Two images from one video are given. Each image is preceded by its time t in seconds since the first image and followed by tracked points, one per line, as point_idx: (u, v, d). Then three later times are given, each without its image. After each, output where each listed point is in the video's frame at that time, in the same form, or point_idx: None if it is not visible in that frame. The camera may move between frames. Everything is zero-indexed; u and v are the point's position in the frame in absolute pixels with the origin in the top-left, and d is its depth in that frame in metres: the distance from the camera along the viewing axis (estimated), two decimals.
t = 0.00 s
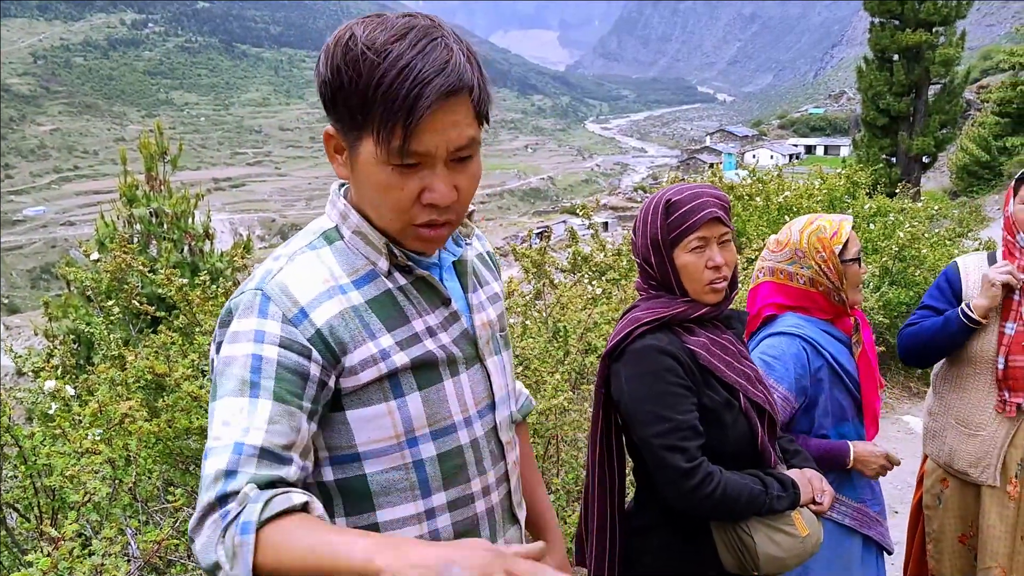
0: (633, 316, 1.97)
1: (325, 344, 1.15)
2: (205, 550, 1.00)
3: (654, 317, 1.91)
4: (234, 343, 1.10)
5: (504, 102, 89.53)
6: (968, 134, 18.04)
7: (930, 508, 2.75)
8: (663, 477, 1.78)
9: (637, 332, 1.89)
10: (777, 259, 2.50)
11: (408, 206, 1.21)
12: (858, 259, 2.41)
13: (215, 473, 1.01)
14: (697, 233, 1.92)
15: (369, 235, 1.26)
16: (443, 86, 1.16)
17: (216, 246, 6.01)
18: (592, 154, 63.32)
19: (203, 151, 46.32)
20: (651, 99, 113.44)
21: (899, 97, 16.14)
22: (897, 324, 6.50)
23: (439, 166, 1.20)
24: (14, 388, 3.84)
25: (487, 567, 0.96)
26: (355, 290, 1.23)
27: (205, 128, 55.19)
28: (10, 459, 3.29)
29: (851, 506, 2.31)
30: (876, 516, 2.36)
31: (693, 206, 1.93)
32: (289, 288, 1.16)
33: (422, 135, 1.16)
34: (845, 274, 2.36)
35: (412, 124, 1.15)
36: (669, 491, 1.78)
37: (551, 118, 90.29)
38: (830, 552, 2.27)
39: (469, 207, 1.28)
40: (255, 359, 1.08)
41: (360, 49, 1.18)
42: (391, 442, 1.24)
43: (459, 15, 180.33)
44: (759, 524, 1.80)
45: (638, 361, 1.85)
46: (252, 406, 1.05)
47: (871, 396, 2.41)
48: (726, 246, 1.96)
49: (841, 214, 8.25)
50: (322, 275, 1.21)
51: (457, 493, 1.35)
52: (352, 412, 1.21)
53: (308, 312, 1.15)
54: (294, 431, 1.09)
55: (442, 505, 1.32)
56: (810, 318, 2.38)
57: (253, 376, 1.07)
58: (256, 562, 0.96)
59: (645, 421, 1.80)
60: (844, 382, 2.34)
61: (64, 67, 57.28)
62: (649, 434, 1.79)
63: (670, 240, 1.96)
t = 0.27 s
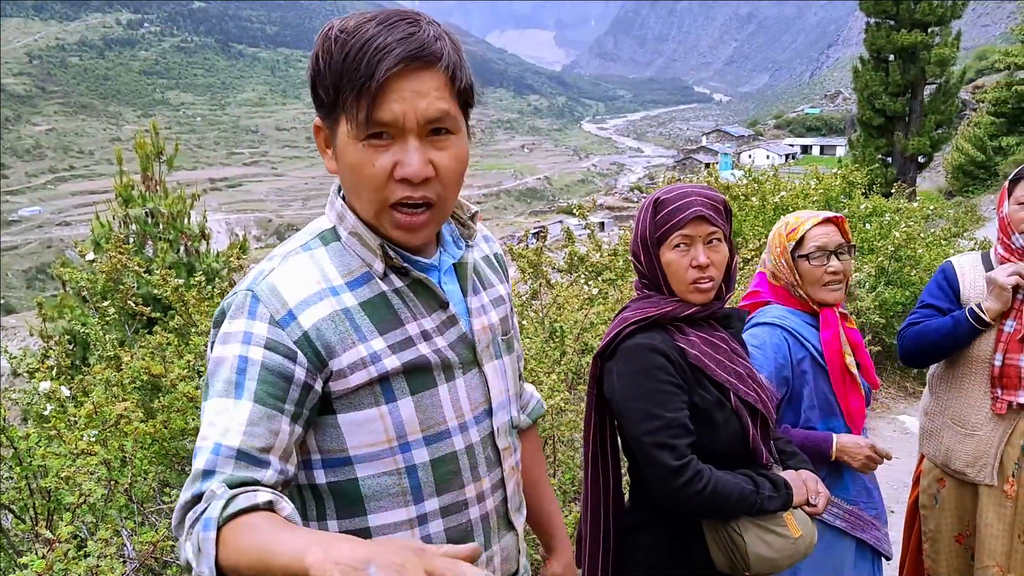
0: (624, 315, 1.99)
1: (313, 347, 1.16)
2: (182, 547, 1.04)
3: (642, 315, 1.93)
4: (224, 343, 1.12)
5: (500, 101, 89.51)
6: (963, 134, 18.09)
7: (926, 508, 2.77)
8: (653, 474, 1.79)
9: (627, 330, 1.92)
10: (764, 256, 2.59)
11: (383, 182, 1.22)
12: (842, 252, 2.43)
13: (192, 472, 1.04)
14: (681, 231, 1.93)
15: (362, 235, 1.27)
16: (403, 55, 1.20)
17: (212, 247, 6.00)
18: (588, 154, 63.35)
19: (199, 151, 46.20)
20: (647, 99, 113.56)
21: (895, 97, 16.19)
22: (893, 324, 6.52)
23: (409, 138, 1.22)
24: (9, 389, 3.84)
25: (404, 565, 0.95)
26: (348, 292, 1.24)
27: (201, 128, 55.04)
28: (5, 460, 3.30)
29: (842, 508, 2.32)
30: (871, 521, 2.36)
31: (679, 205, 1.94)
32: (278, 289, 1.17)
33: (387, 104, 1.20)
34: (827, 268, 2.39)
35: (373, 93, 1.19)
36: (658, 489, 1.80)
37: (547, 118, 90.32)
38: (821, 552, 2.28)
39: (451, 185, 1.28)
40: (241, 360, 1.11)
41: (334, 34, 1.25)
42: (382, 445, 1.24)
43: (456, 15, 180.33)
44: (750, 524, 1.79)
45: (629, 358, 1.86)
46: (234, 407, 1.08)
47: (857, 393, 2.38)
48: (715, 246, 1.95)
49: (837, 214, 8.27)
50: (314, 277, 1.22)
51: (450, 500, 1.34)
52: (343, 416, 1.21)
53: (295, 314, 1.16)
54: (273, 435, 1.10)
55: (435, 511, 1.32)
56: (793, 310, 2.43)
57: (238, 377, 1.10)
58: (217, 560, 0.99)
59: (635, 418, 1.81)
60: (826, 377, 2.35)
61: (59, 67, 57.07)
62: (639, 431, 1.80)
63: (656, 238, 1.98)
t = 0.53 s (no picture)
0: (618, 315, 2.00)
1: (321, 350, 1.15)
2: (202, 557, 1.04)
3: (637, 314, 1.94)
4: (230, 348, 1.12)
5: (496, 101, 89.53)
6: (959, 134, 18.16)
7: (925, 507, 2.79)
8: (646, 472, 1.80)
9: (621, 327, 1.93)
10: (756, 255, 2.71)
11: (395, 169, 1.21)
12: (823, 249, 2.48)
13: (207, 482, 1.05)
14: (675, 234, 1.94)
15: (364, 238, 1.27)
16: (404, 42, 1.22)
17: (209, 247, 5.99)
18: (584, 154, 63.40)
19: (195, 152, 46.10)
20: (644, 99, 113.72)
21: (891, 97, 16.24)
22: (888, 324, 6.55)
23: (417, 123, 1.22)
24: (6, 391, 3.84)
25: (452, 572, 1.01)
26: (352, 294, 1.23)
27: (196, 128, 54.90)
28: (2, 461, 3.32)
29: (831, 507, 2.33)
30: (864, 525, 2.36)
31: (676, 208, 1.95)
32: (282, 293, 1.17)
33: (393, 90, 1.20)
34: (803, 265, 2.45)
35: (379, 81, 1.20)
36: (652, 488, 1.80)
37: (544, 118, 90.32)
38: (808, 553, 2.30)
39: (460, 171, 1.28)
40: (250, 366, 1.10)
41: (329, 30, 1.26)
42: (388, 447, 1.24)
43: (452, 15, 180.34)
44: (741, 523, 1.80)
45: (622, 356, 1.87)
46: (246, 412, 1.09)
47: (834, 386, 2.38)
48: (711, 249, 1.96)
49: (833, 214, 8.29)
50: (318, 280, 1.21)
51: (455, 500, 1.35)
52: (348, 418, 1.21)
53: (301, 318, 1.15)
54: (286, 442, 1.10)
55: (440, 511, 1.33)
56: (773, 303, 2.53)
57: (247, 383, 1.10)
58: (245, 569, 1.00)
59: (627, 415, 1.82)
60: (800, 368, 2.40)
61: (54, 67, 56.83)
62: (631, 428, 1.81)
63: (651, 240, 1.99)
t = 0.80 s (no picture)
0: (612, 316, 2.00)
1: (331, 353, 1.15)
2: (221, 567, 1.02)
3: (632, 317, 1.94)
4: (238, 353, 1.11)
5: (493, 101, 89.53)
6: (954, 134, 18.21)
7: (919, 506, 2.80)
8: (638, 473, 1.81)
9: (616, 328, 1.93)
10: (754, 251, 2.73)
11: (457, 157, 1.26)
12: (814, 246, 2.48)
13: (223, 490, 1.03)
14: (672, 241, 1.93)
15: (370, 239, 1.27)
16: (445, 35, 1.29)
17: (204, 247, 5.97)
18: (581, 154, 63.43)
19: (191, 152, 45.98)
20: (640, 99, 113.83)
21: (886, 96, 16.28)
22: (884, 323, 6.57)
23: (465, 113, 1.29)
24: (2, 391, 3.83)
25: (505, 571, 1.00)
26: (356, 296, 1.23)
27: (192, 128, 54.75)
28: None
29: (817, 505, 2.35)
30: (853, 527, 2.36)
31: (672, 215, 1.93)
32: (291, 296, 1.16)
33: (450, 80, 1.26)
34: (793, 262, 2.47)
35: (437, 72, 1.25)
36: (645, 487, 1.80)
37: (540, 118, 90.30)
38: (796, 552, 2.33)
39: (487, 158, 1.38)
40: (261, 371, 1.09)
41: (362, 25, 1.25)
42: (393, 448, 1.24)
43: (448, 15, 180.23)
44: (736, 522, 1.80)
45: (617, 356, 1.88)
46: (258, 418, 1.07)
47: (819, 381, 2.39)
48: (706, 255, 1.95)
49: (829, 213, 8.32)
50: (324, 282, 1.21)
51: (458, 498, 1.35)
52: (354, 421, 1.20)
53: (311, 321, 1.15)
54: (301, 447, 1.09)
55: (444, 511, 1.33)
56: (765, 298, 2.57)
57: (259, 389, 1.08)
58: None
59: (621, 416, 1.82)
60: (785, 363, 2.43)
61: (49, 66, 56.62)
62: (624, 428, 1.81)
63: (647, 245, 1.98)
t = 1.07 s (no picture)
0: (605, 319, 2.00)
1: (334, 352, 1.14)
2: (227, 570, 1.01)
3: (626, 321, 1.94)
4: (239, 353, 1.10)
5: (489, 102, 89.50)
6: (950, 134, 18.23)
7: (915, 507, 2.80)
8: (632, 476, 1.81)
9: (608, 332, 1.93)
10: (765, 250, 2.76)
11: (465, 161, 1.28)
12: (821, 249, 2.48)
13: (229, 490, 1.02)
14: (667, 251, 1.92)
15: (370, 240, 1.27)
16: (457, 41, 1.30)
17: (200, 248, 5.96)
18: (577, 154, 63.48)
19: (187, 152, 45.88)
20: (636, 99, 113.93)
21: (882, 97, 16.32)
22: (879, 323, 6.58)
23: (472, 118, 1.31)
24: None
25: (519, 561, 0.97)
26: (356, 297, 1.23)
27: (188, 128, 54.64)
28: None
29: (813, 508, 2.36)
30: (848, 531, 2.37)
31: (668, 225, 1.91)
32: (293, 296, 1.15)
33: (463, 86, 1.28)
34: (799, 262, 2.49)
35: (450, 76, 1.26)
36: (639, 490, 1.80)
37: (537, 118, 90.33)
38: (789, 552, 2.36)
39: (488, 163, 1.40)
40: (264, 371, 1.08)
41: (379, 24, 1.24)
42: (390, 449, 1.24)
43: (445, 15, 180.26)
44: (731, 523, 1.80)
45: (610, 360, 1.88)
46: (262, 418, 1.06)
47: (816, 387, 2.39)
48: (701, 265, 1.94)
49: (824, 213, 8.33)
50: (325, 282, 1.20)
51: (452, 499, 1.35)
52: (353, 421, 1.20)
53: (314, 321, 1.14)
54: (305, 447, 1.09)
55: (439, 512, 1.33)
56: (771, 298, 2.59)
57: (263, 389, 1.07)
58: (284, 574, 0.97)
59: (614, 419, 1.82)
60: (786, 366, 2.44)
61: (45, 67, 56.45)
62: (617, 432, 1.81)
63: (641, 253, 1.97)
